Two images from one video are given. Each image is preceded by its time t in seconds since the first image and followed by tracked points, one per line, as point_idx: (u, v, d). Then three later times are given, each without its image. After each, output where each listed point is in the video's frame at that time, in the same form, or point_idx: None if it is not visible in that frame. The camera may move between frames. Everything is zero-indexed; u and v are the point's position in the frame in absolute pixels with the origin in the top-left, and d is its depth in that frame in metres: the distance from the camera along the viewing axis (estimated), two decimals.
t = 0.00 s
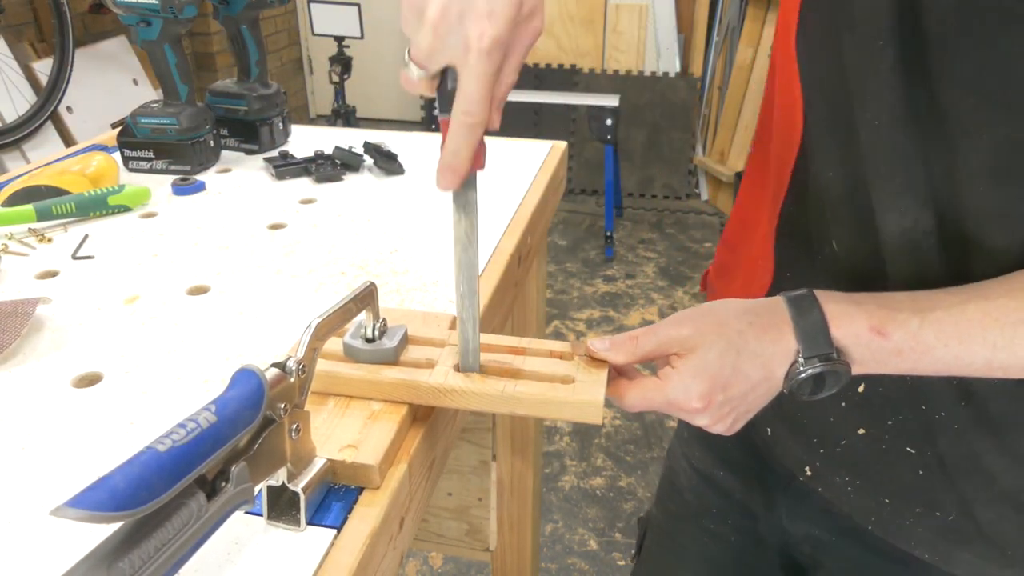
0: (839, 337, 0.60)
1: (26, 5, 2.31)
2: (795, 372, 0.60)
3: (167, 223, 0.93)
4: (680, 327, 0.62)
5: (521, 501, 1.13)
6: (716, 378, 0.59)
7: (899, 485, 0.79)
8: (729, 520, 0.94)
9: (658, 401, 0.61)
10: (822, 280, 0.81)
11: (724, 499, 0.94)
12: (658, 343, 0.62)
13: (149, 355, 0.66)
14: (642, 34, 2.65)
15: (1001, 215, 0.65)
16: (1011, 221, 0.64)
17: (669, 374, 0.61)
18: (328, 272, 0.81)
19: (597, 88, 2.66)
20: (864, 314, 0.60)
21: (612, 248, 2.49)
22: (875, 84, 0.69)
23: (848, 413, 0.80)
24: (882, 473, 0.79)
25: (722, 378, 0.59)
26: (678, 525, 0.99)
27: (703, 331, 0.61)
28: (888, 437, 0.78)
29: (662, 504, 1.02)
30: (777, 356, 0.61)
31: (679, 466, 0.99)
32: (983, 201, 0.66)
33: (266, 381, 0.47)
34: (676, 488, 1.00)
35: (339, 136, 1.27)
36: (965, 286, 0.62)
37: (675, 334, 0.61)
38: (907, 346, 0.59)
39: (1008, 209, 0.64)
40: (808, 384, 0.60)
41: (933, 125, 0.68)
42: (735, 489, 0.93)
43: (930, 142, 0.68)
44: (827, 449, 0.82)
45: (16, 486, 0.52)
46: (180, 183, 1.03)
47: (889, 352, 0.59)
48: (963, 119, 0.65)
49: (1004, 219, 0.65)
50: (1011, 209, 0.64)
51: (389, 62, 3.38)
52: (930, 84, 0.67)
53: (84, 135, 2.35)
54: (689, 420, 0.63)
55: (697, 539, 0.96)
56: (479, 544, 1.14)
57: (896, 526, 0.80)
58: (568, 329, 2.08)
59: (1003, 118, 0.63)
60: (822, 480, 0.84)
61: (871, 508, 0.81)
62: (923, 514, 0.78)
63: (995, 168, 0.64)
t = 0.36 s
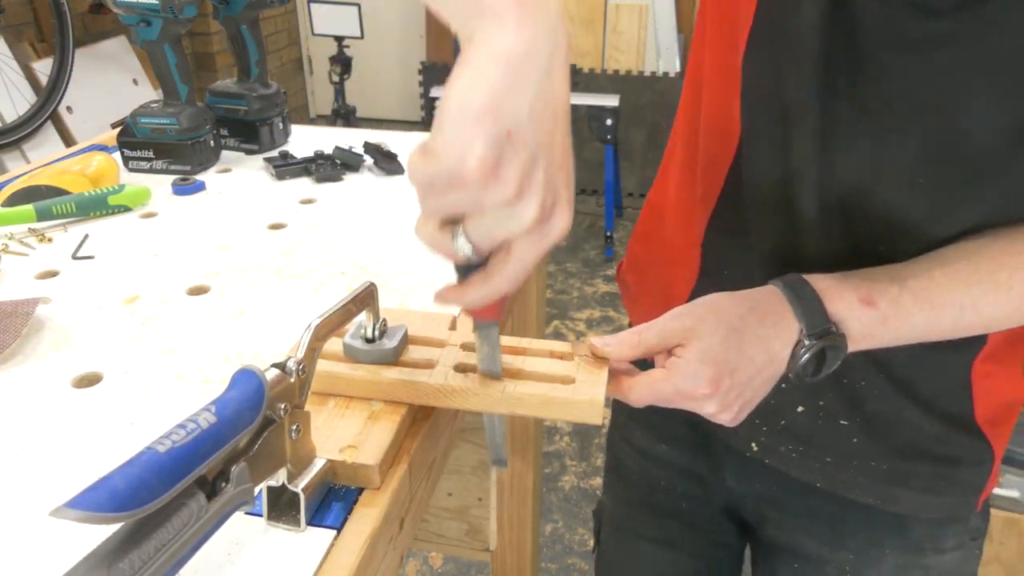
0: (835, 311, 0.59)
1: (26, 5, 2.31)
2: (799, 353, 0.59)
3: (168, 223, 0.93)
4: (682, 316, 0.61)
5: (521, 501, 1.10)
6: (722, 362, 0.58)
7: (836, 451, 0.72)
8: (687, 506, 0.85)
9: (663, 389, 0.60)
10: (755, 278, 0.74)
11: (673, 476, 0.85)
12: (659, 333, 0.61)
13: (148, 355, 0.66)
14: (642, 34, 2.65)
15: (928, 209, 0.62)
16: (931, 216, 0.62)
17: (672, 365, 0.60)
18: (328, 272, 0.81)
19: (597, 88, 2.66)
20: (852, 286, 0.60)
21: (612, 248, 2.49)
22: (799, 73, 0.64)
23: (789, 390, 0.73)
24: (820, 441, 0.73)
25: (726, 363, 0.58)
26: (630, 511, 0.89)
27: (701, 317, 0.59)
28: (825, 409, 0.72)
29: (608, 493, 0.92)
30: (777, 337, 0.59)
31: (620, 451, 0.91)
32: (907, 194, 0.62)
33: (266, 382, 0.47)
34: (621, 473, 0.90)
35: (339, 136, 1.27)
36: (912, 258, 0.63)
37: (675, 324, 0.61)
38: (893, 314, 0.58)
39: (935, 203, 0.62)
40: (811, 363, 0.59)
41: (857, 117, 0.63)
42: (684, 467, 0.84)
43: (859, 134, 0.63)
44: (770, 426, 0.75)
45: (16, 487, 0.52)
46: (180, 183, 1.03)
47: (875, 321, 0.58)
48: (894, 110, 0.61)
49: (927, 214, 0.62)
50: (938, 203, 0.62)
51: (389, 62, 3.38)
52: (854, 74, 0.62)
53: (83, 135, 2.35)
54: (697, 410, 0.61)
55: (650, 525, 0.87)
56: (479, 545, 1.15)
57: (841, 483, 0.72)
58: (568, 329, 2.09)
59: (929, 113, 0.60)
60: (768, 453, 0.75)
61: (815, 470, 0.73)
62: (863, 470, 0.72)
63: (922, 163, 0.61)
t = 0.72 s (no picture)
0: (840, 310, 0.59)
1: (26, 5, 2.31)
2: (800, 352, 0.59)
3: (167, 223, 0.93)
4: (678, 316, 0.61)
5: (521, 502, 1.08)
6: (720, 361, 0.58)
7: (870, 454, 0.73)
8: (698, 505, 0.86)
9: (663, 388, 0.60)
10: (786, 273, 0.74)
11: (685, 475, 0.86)
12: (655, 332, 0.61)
13: (148, 355, 0.66)
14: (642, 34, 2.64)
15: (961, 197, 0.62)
16: (963, 201, 0.62)
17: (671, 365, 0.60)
18: (329, 272, 0.81)
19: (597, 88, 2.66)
20: (856, 285, 0.60)
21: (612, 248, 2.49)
22: (841, 63, 0.63)
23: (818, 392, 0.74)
24: (852, 444, 0.73)
25: (726, 362, 0.58)
26: (642, 509, 0.90)
27: (701, 316, 0.60)
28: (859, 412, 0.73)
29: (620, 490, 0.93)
30: (780, 337, 0.59)
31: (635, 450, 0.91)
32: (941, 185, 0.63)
33: (266, 382, 0.47)
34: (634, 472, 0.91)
35: (339, 136, 1.27)
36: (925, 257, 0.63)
37: (672, 324, 0.61)
38: (898, 313, 0.58)
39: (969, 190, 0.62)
40: (815, 363, 0.58)
41: (891, 109, 0.63)
42: (693, 465, 0.86)
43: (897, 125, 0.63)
44: (802, 429, 0.75)
45: (16, 487, 0.52)
46: (180, 183, 1.03)
47: (880, 321, 0.58)
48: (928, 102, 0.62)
49: (964, 201, 0.62)
50: (972, 189, 0.62)
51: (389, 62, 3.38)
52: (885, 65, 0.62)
53: (83, 135, 2.35)
54: (698, 410, 0.61)
55: (657, 520, 0.88)
56: (479, 544, 1.15)
57: (872, 491, 0.73)
58: (568, 329, 2.09)
59: (966, 100, 0.60)
60: (798, 460, 0.75)
61: (844, 477, 0.74)
62: (893, 476, 0.72)
63: (955, 152, 0.61)
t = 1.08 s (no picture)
0: (853, 319, 0.58)
1: (26, 5, 2.31)
2: (812, 365, 0.59)
3: (167, 223, 0.93)
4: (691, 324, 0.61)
5: (521, 501, 1.13)
6: (726, 370, 0.59)
7: (858, 438, 0.74)
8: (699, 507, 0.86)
9: (668, 393, 0.60)
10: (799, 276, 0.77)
11: (683, 472, 0.88)
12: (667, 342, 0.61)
13: (148, 355, 0.66)
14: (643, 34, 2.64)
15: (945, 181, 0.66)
16: (947, 185, 0.66)
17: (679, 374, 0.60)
18: (328, 272, 0.81)
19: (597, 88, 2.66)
20: (874, 295, 0.59)
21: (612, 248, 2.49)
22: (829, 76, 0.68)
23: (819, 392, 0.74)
24: (837, 428, 0.74)
25: (733, 371, 0.59)
26: (644, 504, 0.91)
27: (710, 324, 0.60)
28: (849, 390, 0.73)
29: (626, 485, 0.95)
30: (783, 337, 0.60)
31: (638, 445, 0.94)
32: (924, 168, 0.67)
33: (265, 382, 0.47)
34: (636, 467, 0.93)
35: (339, 136, 1.27)
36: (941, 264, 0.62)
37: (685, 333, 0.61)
38: (916, 324, 0.58)
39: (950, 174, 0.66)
40: (826, 377, 0.59)
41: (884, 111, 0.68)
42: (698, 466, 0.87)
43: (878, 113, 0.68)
44: (785, 415, 0.76)
45: (17, 486, 0.52)
46: (180, 183, 1.03)
47: (898, 331, 0.58)
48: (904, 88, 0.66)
49: (947, 185, 0.66)
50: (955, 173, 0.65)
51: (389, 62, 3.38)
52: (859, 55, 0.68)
53: (83, 135, 2.35)
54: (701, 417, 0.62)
55: (657, 516, 0.90)
56: (479, 544, 1.15)
57: (853, 481, 0.74)
58: (568, 329, 2.08)
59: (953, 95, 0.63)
60: (779, 448, 0.77)
61: (827, 466, 0.75)
62: (877, 466, 0.73)
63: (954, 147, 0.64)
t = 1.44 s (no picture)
0: (858, 331, 0.58)
1: (26, 5, 2.32)
2: (811, 368, 0.59)
3: (167, 223, 0.93)
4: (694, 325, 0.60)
5: (520, 501, 1.10)
6: (725, 373, 0.58)
7: (861, 490, 0.75)
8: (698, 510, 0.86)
9: (665, 398, 0.59)
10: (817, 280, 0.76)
11: (697, 481, 0.88)
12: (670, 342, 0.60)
13: (149, 355, 0.66)
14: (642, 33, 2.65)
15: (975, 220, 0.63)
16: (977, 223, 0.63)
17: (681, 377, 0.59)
18: (328, 272, 0.81)
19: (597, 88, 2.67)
20: (880, 306, 0.59)
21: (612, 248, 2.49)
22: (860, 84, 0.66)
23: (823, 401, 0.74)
24: (844, 477, 0.75)
25: (733, 372, 0.58)
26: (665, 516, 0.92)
27: (713, 323, 0.59)
28: (851, 441, 0.74)
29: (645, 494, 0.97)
30: (787, 343, 0.59)
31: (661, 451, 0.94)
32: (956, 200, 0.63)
33: (265, 381, 0.47)
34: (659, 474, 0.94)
35: (339, 136, 1.27)
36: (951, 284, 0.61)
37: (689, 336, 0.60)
38: (923, 339, 0.57)
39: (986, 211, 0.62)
40: (826, 381, 0.59)
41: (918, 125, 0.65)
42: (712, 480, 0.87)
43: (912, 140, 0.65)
44: (796, 453, 0.77)
45: (17, 486, 0.52)
46: (180, 183, 1.03)
47: (903, 345, 0.58)
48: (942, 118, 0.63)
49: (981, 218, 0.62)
50: (991, 209, 0.62)
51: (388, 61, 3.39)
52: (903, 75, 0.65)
53: (84, 135, 2.35)
54: (699, 419, 0.61)
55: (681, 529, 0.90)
56: (479, 544, 1.15)
57: (863, 528, 0.76)
58: (568, 329, 2.09)
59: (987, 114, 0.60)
60: (793, 482, 0.78)
61: (836, 511, 0.77)
62: (888, 518, 0.74)
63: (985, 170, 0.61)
